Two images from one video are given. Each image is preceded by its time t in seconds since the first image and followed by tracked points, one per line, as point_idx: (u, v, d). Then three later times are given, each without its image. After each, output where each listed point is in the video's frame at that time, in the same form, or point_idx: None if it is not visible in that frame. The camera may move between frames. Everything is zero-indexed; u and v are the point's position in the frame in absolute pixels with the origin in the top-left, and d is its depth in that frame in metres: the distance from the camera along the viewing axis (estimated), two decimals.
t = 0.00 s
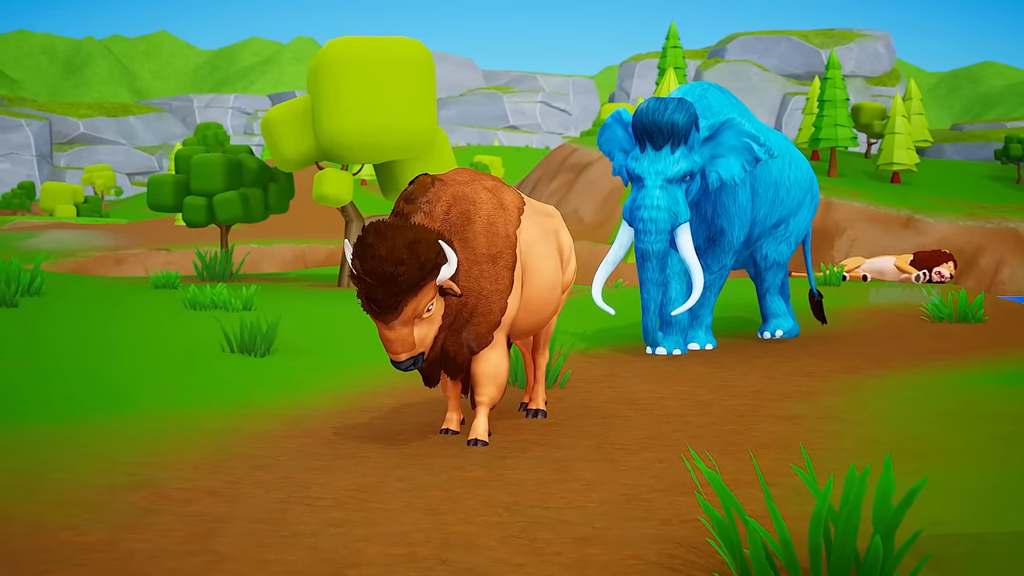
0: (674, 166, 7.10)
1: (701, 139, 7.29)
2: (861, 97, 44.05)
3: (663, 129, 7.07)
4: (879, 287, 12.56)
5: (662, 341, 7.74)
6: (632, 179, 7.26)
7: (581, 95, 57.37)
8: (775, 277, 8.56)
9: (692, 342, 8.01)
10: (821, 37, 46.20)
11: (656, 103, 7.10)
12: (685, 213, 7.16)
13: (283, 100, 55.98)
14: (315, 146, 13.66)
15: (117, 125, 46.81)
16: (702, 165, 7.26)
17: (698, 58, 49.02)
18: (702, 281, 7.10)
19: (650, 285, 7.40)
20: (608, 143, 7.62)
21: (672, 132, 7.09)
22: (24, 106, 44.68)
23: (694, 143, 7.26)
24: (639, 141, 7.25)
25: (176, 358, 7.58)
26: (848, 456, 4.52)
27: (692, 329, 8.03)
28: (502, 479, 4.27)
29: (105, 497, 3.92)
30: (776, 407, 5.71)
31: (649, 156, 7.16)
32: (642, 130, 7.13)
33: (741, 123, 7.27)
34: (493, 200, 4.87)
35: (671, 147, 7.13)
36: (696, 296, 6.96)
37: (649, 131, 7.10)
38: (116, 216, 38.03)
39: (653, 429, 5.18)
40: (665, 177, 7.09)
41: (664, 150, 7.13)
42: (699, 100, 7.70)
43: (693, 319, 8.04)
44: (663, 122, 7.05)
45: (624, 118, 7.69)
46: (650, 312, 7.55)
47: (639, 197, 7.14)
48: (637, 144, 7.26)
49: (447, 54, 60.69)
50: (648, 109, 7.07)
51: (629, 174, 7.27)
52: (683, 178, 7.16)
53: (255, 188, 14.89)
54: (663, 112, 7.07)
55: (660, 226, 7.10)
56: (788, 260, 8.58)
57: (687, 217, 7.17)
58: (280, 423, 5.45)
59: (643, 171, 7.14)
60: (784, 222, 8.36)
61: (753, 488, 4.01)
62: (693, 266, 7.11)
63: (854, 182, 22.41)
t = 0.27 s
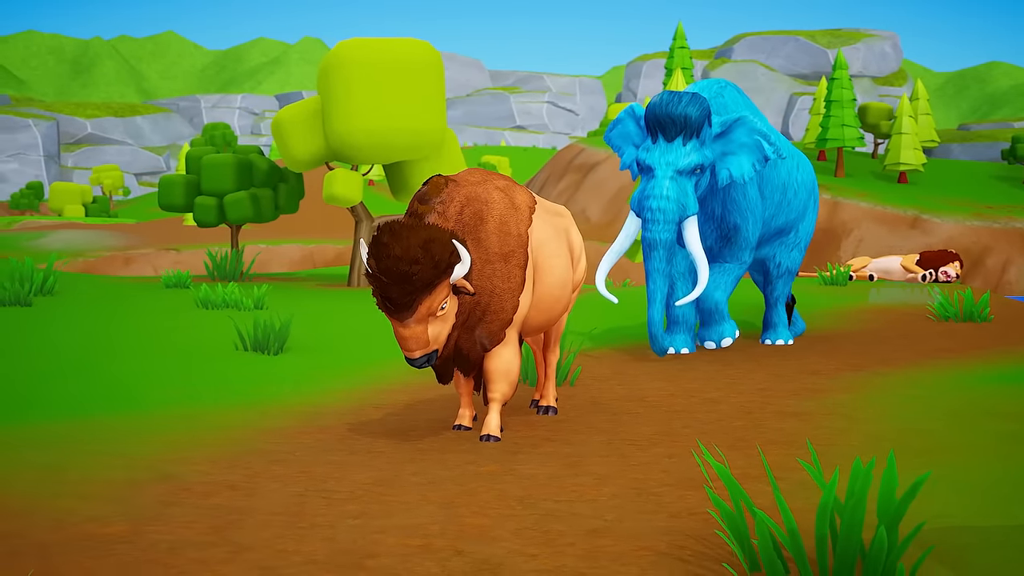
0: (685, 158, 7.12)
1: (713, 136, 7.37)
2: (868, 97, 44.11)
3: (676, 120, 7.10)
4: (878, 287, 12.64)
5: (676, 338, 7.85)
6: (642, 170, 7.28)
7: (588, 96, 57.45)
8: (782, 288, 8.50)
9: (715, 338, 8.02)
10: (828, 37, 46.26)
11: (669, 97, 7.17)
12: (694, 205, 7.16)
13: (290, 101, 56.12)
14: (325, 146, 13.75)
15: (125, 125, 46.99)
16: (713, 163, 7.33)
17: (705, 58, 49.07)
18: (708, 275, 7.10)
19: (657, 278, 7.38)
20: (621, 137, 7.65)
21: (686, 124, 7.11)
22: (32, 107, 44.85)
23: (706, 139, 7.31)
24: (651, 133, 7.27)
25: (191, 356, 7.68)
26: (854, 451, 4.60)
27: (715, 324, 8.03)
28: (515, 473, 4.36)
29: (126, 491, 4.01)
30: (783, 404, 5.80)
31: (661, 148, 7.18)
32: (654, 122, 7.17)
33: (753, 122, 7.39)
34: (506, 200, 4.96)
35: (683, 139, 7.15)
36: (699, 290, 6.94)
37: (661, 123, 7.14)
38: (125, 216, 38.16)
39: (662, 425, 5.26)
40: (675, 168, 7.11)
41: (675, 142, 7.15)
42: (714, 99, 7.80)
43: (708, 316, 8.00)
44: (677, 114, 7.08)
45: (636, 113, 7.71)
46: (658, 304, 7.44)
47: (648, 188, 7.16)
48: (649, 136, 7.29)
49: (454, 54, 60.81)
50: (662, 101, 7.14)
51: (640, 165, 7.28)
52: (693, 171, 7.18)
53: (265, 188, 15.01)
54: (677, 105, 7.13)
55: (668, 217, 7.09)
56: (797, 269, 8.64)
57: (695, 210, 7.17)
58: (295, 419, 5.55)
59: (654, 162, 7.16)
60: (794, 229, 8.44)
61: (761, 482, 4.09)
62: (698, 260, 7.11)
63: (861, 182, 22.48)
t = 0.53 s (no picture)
0: (699, 153, 7.23)
1: (727, 131, 7.34)
2: (874, 97, 44.16)
3: (690, 115, 7.21)
4: (881, 288, 12.70)
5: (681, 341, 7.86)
6: (657, 165, 7.41)
7: (594, 96, 57.53)
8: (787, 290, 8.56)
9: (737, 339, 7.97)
10: (835, 37, 46.32)
11: (683, 92, 7.26)
12: (710, 200, 7.30)
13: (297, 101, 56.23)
14: (335, 147, 13.84)
15: (133, 125, 47.16)
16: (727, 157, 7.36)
17: (712, 58, 49.13)
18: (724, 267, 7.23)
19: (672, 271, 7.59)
20: (632, 136, 7.77)
21: (699, 119, 7.21)
22: (40, 107, 45.00)
23: (721, 133, 7.35)
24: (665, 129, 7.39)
25: (205, 354, 7.78)
26: (860, 446, 4.68)
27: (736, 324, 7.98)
28: (527, 467, 4.45)
29: (148, 485, 4.11)
30: (790, 401, 5.88)
31: (675, 143, 7.30)
32: (668, 118, 7.28)
33: (765, 116, 7.36)
34: (513, 194, 5.10)
35: (697, 133, 7.25)
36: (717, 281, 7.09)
37: (675, 118, 7.24)
38: (133, 216, 38.27)
39: (671, 422, 5.35)
40: (690, 162, 7.22)
41: (689, 136, 7.25)
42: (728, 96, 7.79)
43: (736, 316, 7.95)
44: (690, 109, 7.18)
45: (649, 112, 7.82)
46: (671, 301, 7.76)
47: (664, 182, 7.31)
48: (663, 131, 7.40)
49: (461, 54, 60.91)
50: (676, 96, 7.22)
51: (654, 160, 7.42)
52: (708, 165, 7.29)
53: (275, 188, 15.11)
54: (691, 101, 7.22)
55: (684, 210, 7.27)
56: (805, 270, 8.74)
57: (711, 203, 7.32)
58: (310, 416, 5.64)
59: (668, 157, 7.29)
60: (802, 228, 8.49)
61: (769, 476, 4.17)
62: (715, 251, 7.28)
63: (868, 181, 22.54)
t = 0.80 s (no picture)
0: (713, 150, 7.23)
1: (741, 130, 7.28)
2: (881, 97, 44.20)
3: (702, 113, 7.22)
4: (876, 288, 12.69)
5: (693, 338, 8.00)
6: (671, 165, 7.42)
7: (601, 96, 57.60)
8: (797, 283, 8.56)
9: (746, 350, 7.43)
10: (842, 37, 46.39)
11: (695, 91, 7.29)
12: (725, 198, 7.30)
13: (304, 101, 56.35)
14: (345, 149, 13.94)
15: (140, 125, 47.31)
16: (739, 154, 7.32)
17: (719, 58, 49.20)
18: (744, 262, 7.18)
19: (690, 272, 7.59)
20: (646, 139, 7.80)
21: (712, 117, 7.22)
22: (48, 107, 45.16)
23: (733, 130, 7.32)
24: (678, 128, 7.41)
25: (218, 352, 7.88)
26: (866, 442, 4.76)
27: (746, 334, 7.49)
28: (538, 463, 4.53)
29: (168, 478, 4.20)
30: (797, 399, 5.96)
31: (689, 141, 7.32)
32: (681, 116, 7.30)
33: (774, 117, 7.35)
34: (513, 199, 5.14)
35: (711, 131, 7.26)
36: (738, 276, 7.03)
37: (688, 117, 7.26)
38: (140, 216, 38.39)
39: (680, 419, 5.43)
40: (705, 159, 7.22)
41: (702, 134, 7.27)
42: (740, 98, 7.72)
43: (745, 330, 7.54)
44: (702, 108, 7.20)
45: (661, 116, 7.87)
46: (689, 302, 7.84)
47: (679, 180, 7.31)
48: (676, 131, 7.42)
49: (468, 55, 61.02)
50: (687, 95, 7.26)
51: (669, 160, 7.43)
52: (723, 162, 7.27)
53: (286, 188, 15.20)
54: (702, 99, 7.24)
55: (700, 209, 7.24)
56: (812, 270, 8.70)
57: (727, 201, 7.30)
58: (324, 412, 5.74)
59: (683, 156, 7.30)
60: (812, 231, 8.39)
61: (776, 470, 4.26)
62: (731, 246, 7.23)
63: (875, 181, 22.60)
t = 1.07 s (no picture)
0: (729, 154, 7.23)
1: (756, 131, 7.30)
2: (889, 97, 44.24)
3: (717, 117, 7.21)
4: (878, 288, 12.71)
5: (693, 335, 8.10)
6: (687, 169, 7.40)
7: (608, 96, 57.66)
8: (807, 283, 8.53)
9: (754, 354, 7.51)
10: (849, 37, 46.45)
11: (709, 95, 7.29)
12: (743, 201, 7.27)
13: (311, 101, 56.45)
14: (355, 149, 14.05)
15: (147, 126, 47.45)
16: (755, 158, 7.30)
17: (725, 58, 49.26)
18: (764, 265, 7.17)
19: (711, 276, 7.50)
20: (663, 143, 7.79)
21: (727, 120, 7.21)
22: (55, 108, 45.30)
23: (749, 133, 7.32)
24: (693, 132, 7.39)
25: (233, 350, 7.97)
26: (872, 436, 4.85)
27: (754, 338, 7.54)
28: (551, 457, 4.62)
29: (188, 472, 4.29)
30: (804, 396, 6.05)
31: (705, 146, 7.30)
32: (695, 120, 7.30)
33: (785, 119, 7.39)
34: (525, 209, 5.15)
35: (725, 135, 7.26)
36: (760, 282, 7.08)
37: (703, 120, 7.26)
38: (148, 216, 38.50)
39: (689, 415, 5.53)
40: (721, 164, 7.22)
41: (718, 138, 7.26)
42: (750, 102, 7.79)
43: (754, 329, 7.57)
44: (718, 111, 7.19)
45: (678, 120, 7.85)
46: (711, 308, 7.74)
47: (697, 186, 7.27)
48: (692, 136, 7.42)
49: (475, 55, 61.12)
50: (700, 100, 7.26)
51: (685, 165, 7.41)
52: (739, 166, 7.27)
53: (296, 188, 15.28)
54: (717, 102, 7.23)
55: (719, 213, 7.21)
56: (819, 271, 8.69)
57: (746, 204, 7.28)
58: (339, 409, 5.83)
59: (699, 160, 7.28)
60: (822, 232, 8.35)
61: (784, 465, 4.35)
62: (753, 250, 7.21)
63: (882, 182, 22.66)
